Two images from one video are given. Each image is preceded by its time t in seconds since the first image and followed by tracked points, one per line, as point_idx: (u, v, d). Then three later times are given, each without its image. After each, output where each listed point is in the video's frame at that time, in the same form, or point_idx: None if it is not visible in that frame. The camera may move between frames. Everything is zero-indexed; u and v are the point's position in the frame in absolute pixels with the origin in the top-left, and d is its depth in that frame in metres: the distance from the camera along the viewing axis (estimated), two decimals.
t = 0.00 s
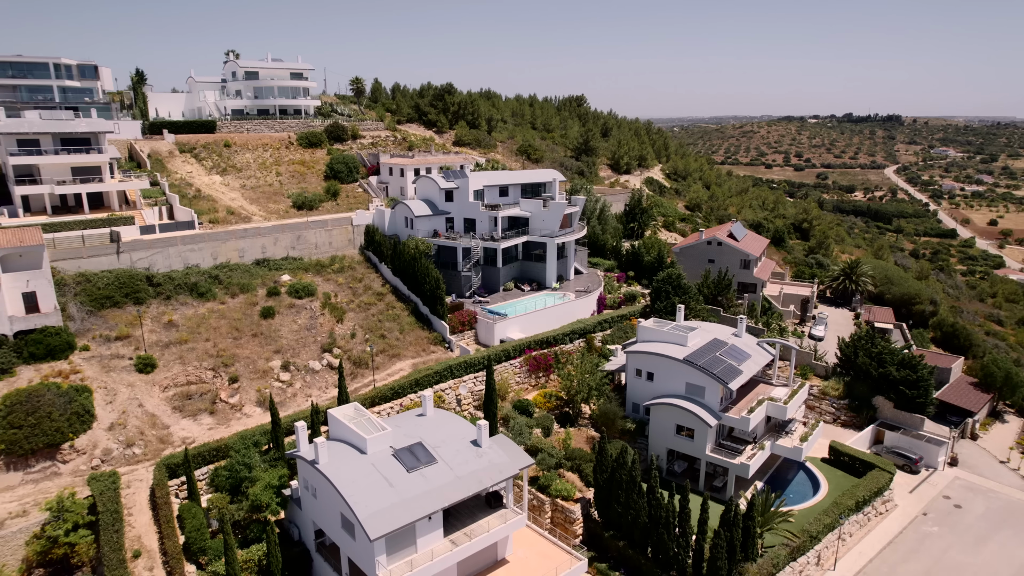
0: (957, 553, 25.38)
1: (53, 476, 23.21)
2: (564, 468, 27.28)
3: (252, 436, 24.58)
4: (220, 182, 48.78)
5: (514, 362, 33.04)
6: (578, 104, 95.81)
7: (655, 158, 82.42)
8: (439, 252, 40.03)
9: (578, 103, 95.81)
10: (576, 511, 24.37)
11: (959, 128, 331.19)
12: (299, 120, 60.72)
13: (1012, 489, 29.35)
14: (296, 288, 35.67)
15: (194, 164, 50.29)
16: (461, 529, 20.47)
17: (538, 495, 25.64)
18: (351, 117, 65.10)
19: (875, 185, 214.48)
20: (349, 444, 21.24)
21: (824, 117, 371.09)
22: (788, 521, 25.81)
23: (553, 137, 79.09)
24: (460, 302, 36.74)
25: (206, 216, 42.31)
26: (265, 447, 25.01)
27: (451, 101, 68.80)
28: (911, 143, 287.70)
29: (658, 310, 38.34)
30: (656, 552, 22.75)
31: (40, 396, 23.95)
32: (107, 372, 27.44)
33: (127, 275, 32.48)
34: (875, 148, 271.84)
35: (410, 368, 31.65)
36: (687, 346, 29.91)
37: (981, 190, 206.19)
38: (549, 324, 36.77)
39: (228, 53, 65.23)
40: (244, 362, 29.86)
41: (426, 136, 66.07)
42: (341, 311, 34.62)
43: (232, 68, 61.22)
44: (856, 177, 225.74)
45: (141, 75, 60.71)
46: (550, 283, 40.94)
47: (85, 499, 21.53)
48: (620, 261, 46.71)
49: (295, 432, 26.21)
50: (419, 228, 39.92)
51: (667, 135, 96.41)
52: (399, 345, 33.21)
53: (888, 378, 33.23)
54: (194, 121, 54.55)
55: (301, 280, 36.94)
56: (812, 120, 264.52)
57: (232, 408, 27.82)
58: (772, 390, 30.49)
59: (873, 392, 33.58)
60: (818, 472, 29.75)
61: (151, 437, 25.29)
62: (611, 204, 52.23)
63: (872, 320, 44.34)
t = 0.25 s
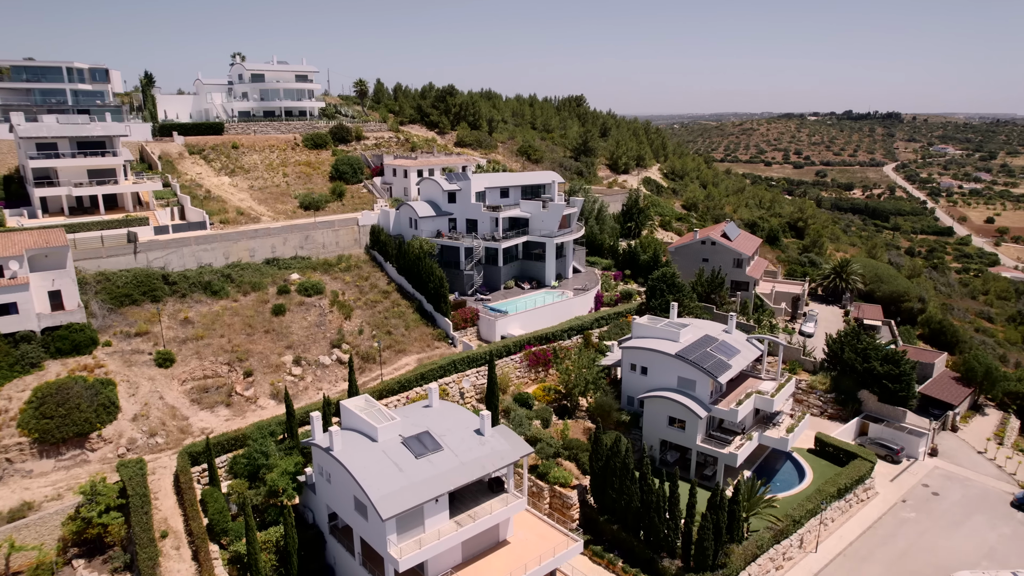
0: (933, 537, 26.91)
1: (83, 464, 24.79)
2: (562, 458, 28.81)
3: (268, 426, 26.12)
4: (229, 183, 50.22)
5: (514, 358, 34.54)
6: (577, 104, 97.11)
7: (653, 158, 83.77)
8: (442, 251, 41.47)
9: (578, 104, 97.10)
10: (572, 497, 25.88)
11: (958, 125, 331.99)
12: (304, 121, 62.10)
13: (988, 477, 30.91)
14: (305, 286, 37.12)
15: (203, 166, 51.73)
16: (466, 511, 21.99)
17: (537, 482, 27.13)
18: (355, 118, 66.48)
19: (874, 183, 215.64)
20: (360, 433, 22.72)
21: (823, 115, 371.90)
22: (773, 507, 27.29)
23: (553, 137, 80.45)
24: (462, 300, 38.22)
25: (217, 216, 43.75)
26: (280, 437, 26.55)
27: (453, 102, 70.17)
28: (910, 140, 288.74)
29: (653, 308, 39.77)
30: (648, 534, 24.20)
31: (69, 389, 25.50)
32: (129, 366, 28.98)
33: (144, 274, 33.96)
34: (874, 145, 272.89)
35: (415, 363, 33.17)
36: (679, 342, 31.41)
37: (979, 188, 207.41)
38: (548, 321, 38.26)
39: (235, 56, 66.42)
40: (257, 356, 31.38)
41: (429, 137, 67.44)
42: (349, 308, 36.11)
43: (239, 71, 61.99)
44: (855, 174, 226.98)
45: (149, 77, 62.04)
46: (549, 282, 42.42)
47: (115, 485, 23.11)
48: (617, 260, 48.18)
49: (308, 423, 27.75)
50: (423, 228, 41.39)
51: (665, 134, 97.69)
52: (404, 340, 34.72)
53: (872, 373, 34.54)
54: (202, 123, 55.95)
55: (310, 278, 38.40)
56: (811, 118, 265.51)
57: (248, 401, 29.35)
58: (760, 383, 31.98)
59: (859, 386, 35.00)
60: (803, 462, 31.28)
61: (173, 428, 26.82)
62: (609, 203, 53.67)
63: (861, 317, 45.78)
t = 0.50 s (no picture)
0: (910, 521, 28.47)
1: (108, 452, 26.35)
2: (560, 447, 30.43)
3: (282, 417, 27.68)
4: (238, 183, 51.68)
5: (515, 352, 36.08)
6: (577, 104, 98.45)
7: (651, 157, 85.18)
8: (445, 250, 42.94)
9: (577, 103, 98.44)
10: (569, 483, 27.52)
11: (957, 122, 332.83)
12: (309, 122, 63.52)
13: (966, 466, 32.48)
14: (314, 284, 38.59)
15: (212, 166, 53.18)
16: (469, 495, 23.56)
17: (536, 469, 28.88)
18: (359, 119, 67.89)
19: (872, 180, 216.84)
20: (370, 422, 24.27)
21: (823, 112, 372.74)
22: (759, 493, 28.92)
23: (552, 137, 81.87)
24: (464, 297, 39.73)
25: (227, 216, 45.20)
26: (294, 426, 28.10)
27: (454, 103, 71.57)
28: (909, 138, 289.76)
29: (648, 304, 41.28)
30: (640, 518, 25.80)
31: (94, 381, 27.03)
32: (149, 360, 30.50)
33: (160, 272, 35.42)
34: (873, 142, 273.92)
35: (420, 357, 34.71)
36: (672, 337, 32.92)
37: (977, 185, 208.68)
38: (547, 317, 39.77)
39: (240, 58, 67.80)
40: (270, 351, 32.91)
41: (431, 137, 68.85)
42: (356, 305, 37.62)
43: (245, 73, 63.49)
44: (853, 172, 228.20)
45: (158, 79, 63.48)
46: (548, 279, 43.91)
47: (141, 471, 24.68)
48: (614, 259, 49.68)
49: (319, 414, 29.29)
50: (426, 228, 42.88)
51: (663, 133, 99.04)
52: (409, 336, 36.26)
53: (857, 367, 36.10)
54: (210, 125, 57.40)
55: (318, 276, 39.88)
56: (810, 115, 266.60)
57: (261, 393, 30.88)
58: (750, 377, 33.50)
59: (845, 379, 36.52)
60: (790, 451, 32.84)
61: (192, 418, 28.36)
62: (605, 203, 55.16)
63: (851, 314, 47.26)
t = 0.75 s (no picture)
0: (890, 508, 30.02)
1: (131, 441, 27.93)
2: (558, 437, 32.12)
3: (295, 408, 29.21)
4: (245, 184, 53.15)
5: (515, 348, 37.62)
6: (576, 104, 99.80)
7: (649, 157, 86.60)
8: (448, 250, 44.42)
9: (576, 103, 99.78)
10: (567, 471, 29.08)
11: (956, 120, 333.72)
12: (314, 124, 64.94)
13: (945, 456, 34.02)
14: (322, 282, 40.07)
15: (220, 167, 54.63)
16: (473, 481, 25.13)
17: (536, 459, 30.45)
18: (362, 120, 69.30)
19: (871, 178, 217.97)
20: (380, 413, 25.80)
21: (822, 109, 373.66)
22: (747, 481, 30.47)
23: (552, 137, 83.28)
24: (466, 295, 41.24)
25: (236, 217, 46.69)
26: (306, 418, 29.64)
27: (456, 104, 72.96)
28: (909, 135, 290.62)
29: (643, 302, 42.77)
30: (633, 504, 27.33)
31: (117, 374, 28.58)
32: (167, 355, 32.04)
33: (174, 271, 36.91)
34: (872, 140, 274.85)
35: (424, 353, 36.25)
36: (665, 334, 34.43)
37: (974, 183, 210.04)
38: (546, 314, 41.28)
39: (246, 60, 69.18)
40: (281, 347, 34.43)
41: (432, 138, 70.30)
42: (362, 303, 39.12)
43: (250, 75, 65.12)
44: (852, 169, 229.40)
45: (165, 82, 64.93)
46: (547, 278, 45.41)
47: (163, 458, 26.28)
48: (612, 258, 51.17)
49: (330, 406, 30.83)
50: (429, 228, 44.36)
51: (661, 133, 100.43)
52: (414, 332, 37.81)
53: (844, 362, 37.60)
54: (218, 127, 58.84)
55: (325, 275, 41.38)
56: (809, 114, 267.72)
57: (274, 386, 32.41)
58: (739, 371, 35.02)
59: (833, 374, 37.97)
60: (778, 442, 34.42)
61: (208, 410, 29.93)
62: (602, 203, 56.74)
63: (840, 311, 48.77)
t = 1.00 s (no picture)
0: (871, 495, 31.58)
1: (152, 431, 29.47)
2: (556, 428, 33.79)
3: (307, 400, 30.75)
4: (253, 184, 54.61)
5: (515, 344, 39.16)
6: (575, 104, 101.13)
7: (647, 157, 88.02)
8: (450, 249, 45.91)
9: (576, 103, 101.12)
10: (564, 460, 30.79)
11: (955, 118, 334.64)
12: (318, 125, 66.35)
13: (927, 447, 35.56)
14: (329, 281, 41.55)
15: (228, 168, 56.07)
16: (475, 468, 26.67)
17: (535, 448, 32.19)
18: (365, 121, 70.71)
19: (869, 176, 219.26)
20: (387, 404, 27.34)
21: (822, 107, 374.55)
22: (735, 470, 32.06)
23: (551, 137, 84.68)
24: (468, 293, 42.74)
25: (244, 216, 48.17)
26: (317, 409, 31.19)
27: (457, 106, 74.38)
28: (908, 133, 291.76)
29: (639, 299, 44.23)
30: (627, 491, 28.85)
31: (137, 368, 30.12)
32: (183, 350, 33.57)
33: (187, 270, 38.38)
34: (871, 138, 276.02)
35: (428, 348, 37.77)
36: (658, 330, 35.94)
37: (971, 181, 211.43)
38: (545, 311, 42.78)
39: (251, 63, 70.58)
40: (291, 343, 35.96)
41: (434, 139, 71.72)
42: (368, 300, 40.63)
43: (256, 77, 66.56)
44: (851, 167, 230.72)
45: (173, 84, 66.38)
46: (547, 276, 46.90)
47: (183, 447, 27.84)
48: (609, 256, 52.66)
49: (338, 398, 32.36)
50: (432, 228, 45.84)
51: (659, 132, 101.86)
52: (418, 329, 39.33)
53: (831, 357, 39.08)
54: (225, 128, 60.28)
55: (332, 273, 42.86)
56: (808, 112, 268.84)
57: (285, 379, 33.91)
58: (730, 366, 36.54)
59: (821, 368, 39.44)
60: (767, 434, 35.97)
61: (224, 402, 31.47)
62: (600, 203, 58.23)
63: (831, 308, 50.30)
